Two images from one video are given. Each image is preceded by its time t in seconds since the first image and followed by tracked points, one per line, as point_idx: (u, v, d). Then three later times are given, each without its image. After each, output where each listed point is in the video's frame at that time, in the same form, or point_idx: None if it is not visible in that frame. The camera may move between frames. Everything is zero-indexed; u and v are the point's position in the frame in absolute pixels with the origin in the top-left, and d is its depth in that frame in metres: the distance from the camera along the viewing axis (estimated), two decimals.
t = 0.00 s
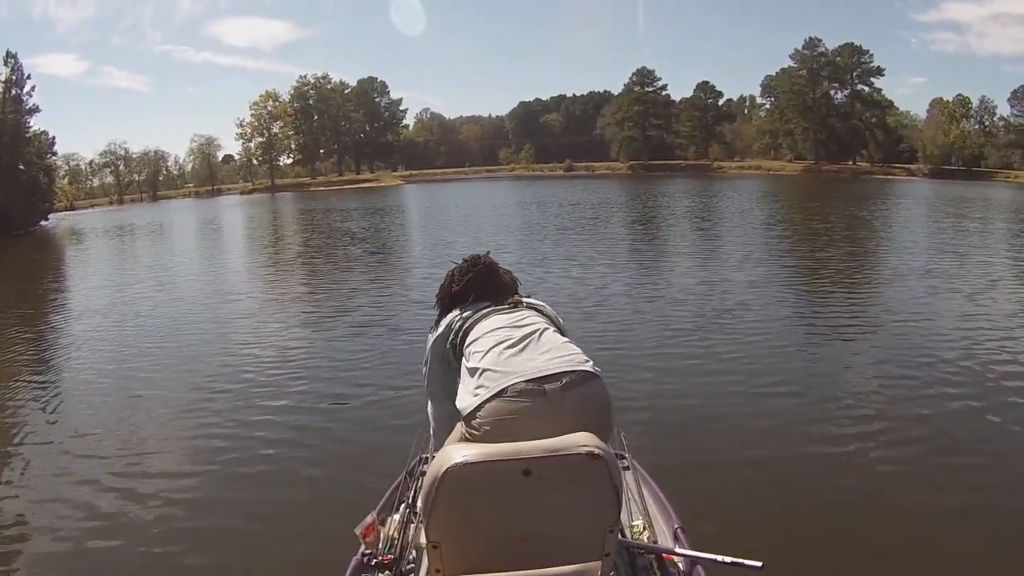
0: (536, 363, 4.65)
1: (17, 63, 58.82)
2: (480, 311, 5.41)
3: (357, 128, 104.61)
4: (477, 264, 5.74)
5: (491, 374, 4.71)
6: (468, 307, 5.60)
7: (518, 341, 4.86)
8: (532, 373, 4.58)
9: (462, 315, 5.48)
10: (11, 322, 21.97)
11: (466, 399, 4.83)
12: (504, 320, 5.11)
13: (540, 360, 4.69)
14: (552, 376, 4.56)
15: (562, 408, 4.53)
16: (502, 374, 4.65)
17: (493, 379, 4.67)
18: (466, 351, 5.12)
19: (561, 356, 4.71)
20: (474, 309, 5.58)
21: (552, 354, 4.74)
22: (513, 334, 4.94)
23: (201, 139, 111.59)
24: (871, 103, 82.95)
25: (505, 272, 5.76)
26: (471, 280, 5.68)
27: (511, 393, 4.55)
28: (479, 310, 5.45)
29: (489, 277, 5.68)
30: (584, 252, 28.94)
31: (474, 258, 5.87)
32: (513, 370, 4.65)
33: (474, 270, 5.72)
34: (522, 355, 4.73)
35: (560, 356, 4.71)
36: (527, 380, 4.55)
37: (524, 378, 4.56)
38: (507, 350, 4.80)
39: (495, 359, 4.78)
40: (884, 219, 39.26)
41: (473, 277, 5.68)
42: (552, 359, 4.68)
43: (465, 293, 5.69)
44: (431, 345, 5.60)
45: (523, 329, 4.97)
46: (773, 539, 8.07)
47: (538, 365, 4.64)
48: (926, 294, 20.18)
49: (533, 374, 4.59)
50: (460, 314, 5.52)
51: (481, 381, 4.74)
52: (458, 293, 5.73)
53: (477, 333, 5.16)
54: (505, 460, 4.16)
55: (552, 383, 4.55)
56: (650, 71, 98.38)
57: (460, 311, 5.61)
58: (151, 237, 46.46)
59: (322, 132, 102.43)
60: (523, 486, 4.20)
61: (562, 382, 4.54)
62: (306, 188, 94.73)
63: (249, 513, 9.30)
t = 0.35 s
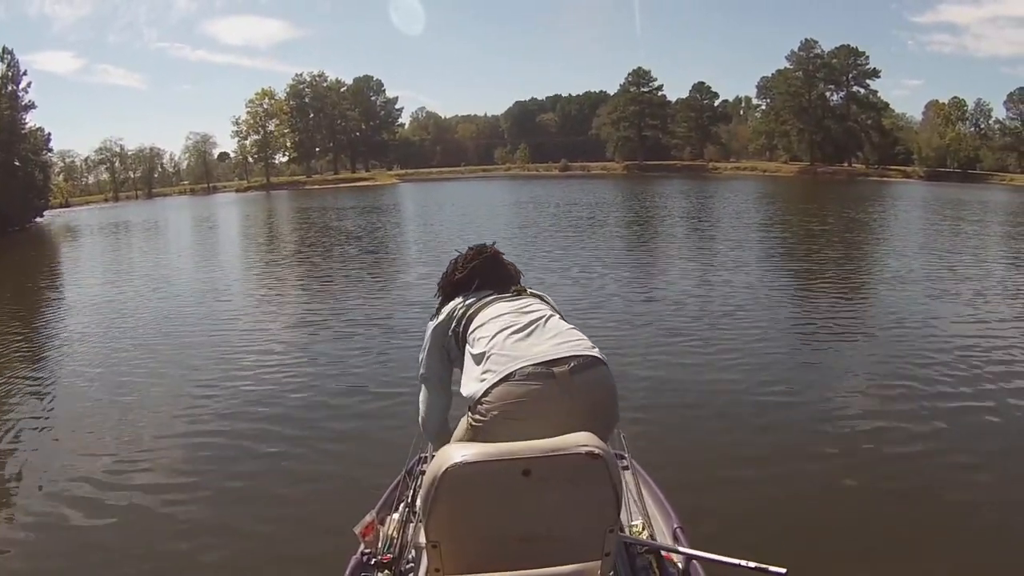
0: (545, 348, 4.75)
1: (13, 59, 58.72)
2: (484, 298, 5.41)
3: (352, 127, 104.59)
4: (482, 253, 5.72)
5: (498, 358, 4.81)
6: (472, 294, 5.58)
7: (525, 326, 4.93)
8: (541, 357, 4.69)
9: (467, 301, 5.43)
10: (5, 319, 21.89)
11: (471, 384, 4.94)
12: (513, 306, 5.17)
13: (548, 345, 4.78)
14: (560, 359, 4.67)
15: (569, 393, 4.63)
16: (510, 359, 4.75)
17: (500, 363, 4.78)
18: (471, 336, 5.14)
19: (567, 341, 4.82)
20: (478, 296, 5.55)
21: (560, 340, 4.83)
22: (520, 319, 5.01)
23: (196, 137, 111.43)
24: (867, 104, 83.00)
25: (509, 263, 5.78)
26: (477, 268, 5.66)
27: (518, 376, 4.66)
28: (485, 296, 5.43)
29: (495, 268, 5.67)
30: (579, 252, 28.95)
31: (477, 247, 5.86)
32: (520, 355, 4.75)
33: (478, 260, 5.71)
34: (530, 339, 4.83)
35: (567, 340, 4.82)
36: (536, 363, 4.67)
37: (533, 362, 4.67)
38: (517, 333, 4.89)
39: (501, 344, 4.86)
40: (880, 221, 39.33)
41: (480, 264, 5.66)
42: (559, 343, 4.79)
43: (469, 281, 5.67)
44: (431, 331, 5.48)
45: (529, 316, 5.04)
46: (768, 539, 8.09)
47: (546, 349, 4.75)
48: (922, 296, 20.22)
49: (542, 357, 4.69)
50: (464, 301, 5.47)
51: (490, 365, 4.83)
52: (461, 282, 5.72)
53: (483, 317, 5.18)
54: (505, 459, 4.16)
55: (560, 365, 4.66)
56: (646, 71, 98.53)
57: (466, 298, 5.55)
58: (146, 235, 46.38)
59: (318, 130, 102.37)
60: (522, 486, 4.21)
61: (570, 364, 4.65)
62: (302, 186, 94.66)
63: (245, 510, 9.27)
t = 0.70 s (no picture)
0: (542, 337, 4.78)
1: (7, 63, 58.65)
2: (480, 293, 5.42)
3: (347, 129, 104.64)
4: (475, 251, 5.76)
5: (496, 349, 4.83)
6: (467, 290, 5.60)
7: (522, 317, 4.96)
8: (539, 347, 4.73)
9: (463, 295, 5.44)
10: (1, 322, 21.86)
11: (469, 375, 4.97)
12: (509, 299, 5.18)
13: (546, 334, 4.82)
14: (558, 349, 4.71)
15: (568, 383, 4.66)
16: (508, 349, 4.78)
17: (498, 353, 4.81)
18: (467, 329, 5.15)
19: (565, 331, 4.87)
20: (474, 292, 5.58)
21: (558, 330, 4.88)
22: (517, 310, 5.04)
23: (191, 140, 111.35)
24: (860, 103, 83.44)
25: (502, 259, 5.83)
26: (472, 264, 5.68)
27: (517, 365, 4.70)
28: (480, 292, 5.45)
29: (489, 264, 5.71)
30: (574, 253, 28.99)
31: (469, 244, 5.89)
32: (518, 344, 4.78)
33: (472, 256, 5.74)
34: (527, 329, 4.86)
35: (564, 332, 4.86)
36: (534, 353, 4.70)
37: (531, 352, 4.70)
38: (513, 323, 4.93)
39: (499, 334, 4.88)
40: (874, 220, 39.38)
41: (474, 260, 5.69)
42: (556, 333, 4.83)
43: (464, 276, 5.68)
44: (427, 327, 5.44)
45: (525, 307, 5.07)
46: (765, 538, 8.11)
47: (544, 338, 4.79)
48: (916, 294, 20.27)
49: (541, 345, 4.73)
50: (460, 296, 5.48)
51: (489, 354, 4.85)
52: (455, 278, 5.72)
53: (479, 309, 5.19)
54: (503, 458, 4.16)
55: (558, 355, 4.70)
56: (639, 71, 98.73)
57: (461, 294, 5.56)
58: (141, 237, 46.38)
59: (312, 132, 102.42)
60: (521, 485, 4.20)
61: (569, 353, 4.69)
62: (296, 189, 94.62)
63: (242, 513, 9.25)
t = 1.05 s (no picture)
0: (545, 334, 4.80)
1: None
2: (477, 296, 5.46)
3: (339, 130, 104.56)
4: (465, 258, 5.81)
5: (500, 346, 4.85)
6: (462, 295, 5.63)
7: (523, 315, 4.98)
8: (543, 343, 4.75)
9: (459, 300, 5.47)
10: None
11: (472, 374, 4.99)
12: (506, 299, 5.21)
13: (547, 332, 4.84)
14: (561, 345, 4.72)
15: (574, 379, 4.69)
16: (512, 346, 4.80)
17: (501, 352, 4.83)
18: (468, 330, 5.15)
19: (566, 328, 4.89)
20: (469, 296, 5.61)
21: (559, 327, 4.90)
22: (517, 309, 5.06)
23: (183, 140, 111.08)
24: (853, 106, 84.14)
25: (492, 265, 5.89)
26: (465, 269, 5.73)
27: (522, 361, 4.71)
28: (476, 296, 5.48)
29: (480, 269, 5.78)
30: (567, 255, 29.01)
31: (458, 252, 5.95)
32: (522, 341, 4.80)
33: (465, 262, 5.79)
34: (530, 326, 4.89)
35: (565, 328, 4.89)
36: (538, 349, 4.72)
37: (534, 349, 4.72)
38: (514, 321, 4.95)
39: (502, 332, 4.91)
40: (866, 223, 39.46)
41: (466, 266, 5.74)
42: (559, 328, 4.86)
43: (459, 282, 5.71)
44: (427, 332, 5.43)
45: (524, 306, 5.10)
46: (762, 538, 8.14)
47: (546, 335, 4.81)
48: (910, 298, 20.29)
49: (543, 343, 4.75)
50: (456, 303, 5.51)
51: (492, 353, 4.87)
52: (449, 286, 5.74)
53: (479, 310, 5.21)
54: (504, 458, 4.17)
55: (561, 352, 4.72)
56: (632, 74, 98.90)
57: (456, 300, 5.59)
58: (133, 238, 46.22)
59: (304, 133, 102.34)
60: (521, 485, 4.21)
61: (571, 349, 4.72)
62: (288, 190, 94.46)
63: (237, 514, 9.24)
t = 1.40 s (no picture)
0: (549, 332, 4.80)
1: None
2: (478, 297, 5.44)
3: (333, 124, 104.42)
4: (462, 260, 5.80)
5: (506, 345, 4.85)
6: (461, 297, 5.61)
7: (527, 314, 4.98)
8: (547, 341, 4.75)
9: (459, 301, 5.44)
10: None
11: (477, 374, 4.98)
12: (509, 298, 5.20)
13: (551, 330, 4.84)
14: (567, 343, 4.72)
15: (579, 377, 4.70)
16: (518, 345, 4.80)
17: (505, 351, 4.82)
18: (471, 330, 5.13)
19: (570, 326, 4.89)
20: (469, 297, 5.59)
21: (563, 326, 4.91)
22: (521, 309, 5.05)
23: (177, 132, 110.83)
24: (847, 109, 84.45)
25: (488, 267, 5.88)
26: (465, 270, 5.72)
27: (528, 360, 4.71)
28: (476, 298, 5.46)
29: (478, 270, 5.77)
30: (561, 253, 29.02)
31: (455, 255, 5.93)
32: (527, 340, 4.80)
33: (463, 264, 5.76)
34: (534, 325, 4.88)
35: (569, 326, 4.89)
36: (544, 347, 4.72)
37: (539, 347, 4.73)
38: (519, 320, 4.94)
39: (507, 331, 4.91)
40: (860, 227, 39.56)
41: (465, 268, 5.72)
42: (564, 327, 4.87)
43: (458, 283, 5.68)
44: (429, 334, 5.38)
45: (528, 305, 5.10)
46: (757, 540, 8.16)
47: (551, 334, 4.80)
48: (904, 302, 20.35)
49: (548, 342, 4.75)
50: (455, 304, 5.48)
51: (498, 353, 4.86)
52: (447, 288, 5.71)
53: (481, 310, 5.19)
54: (506, 458, 4.17)
55: (567, 350, 4.72)
56: (627, 73, 98.99)
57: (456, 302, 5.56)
58: (126, 230, 46.08)
59: (298, 127, 102.20)
60: (522, 485, 4.21)
61: (577, 347, 4.71)
62: (281, 183, 94.33)
63: (233, 510, 9.23)
